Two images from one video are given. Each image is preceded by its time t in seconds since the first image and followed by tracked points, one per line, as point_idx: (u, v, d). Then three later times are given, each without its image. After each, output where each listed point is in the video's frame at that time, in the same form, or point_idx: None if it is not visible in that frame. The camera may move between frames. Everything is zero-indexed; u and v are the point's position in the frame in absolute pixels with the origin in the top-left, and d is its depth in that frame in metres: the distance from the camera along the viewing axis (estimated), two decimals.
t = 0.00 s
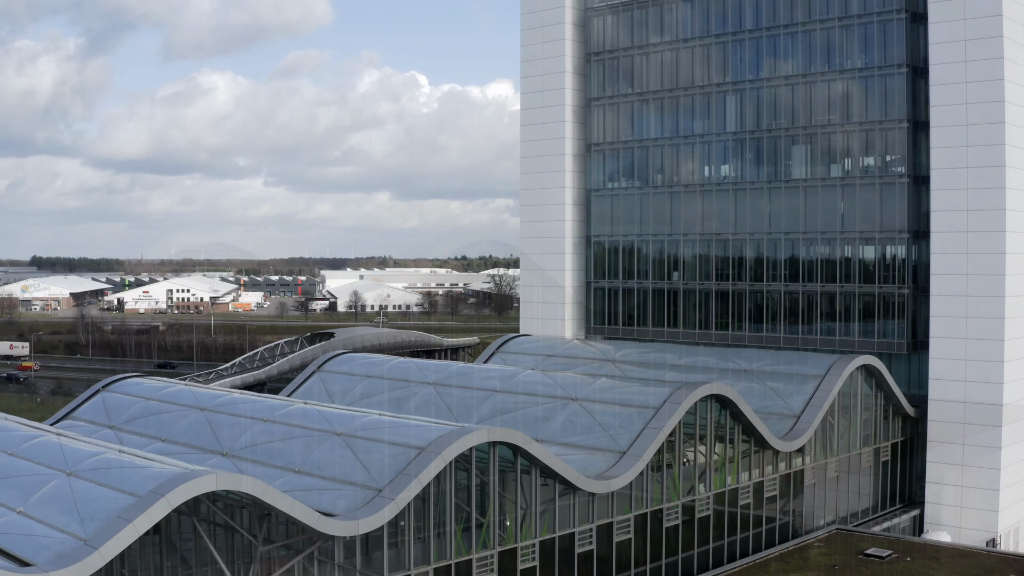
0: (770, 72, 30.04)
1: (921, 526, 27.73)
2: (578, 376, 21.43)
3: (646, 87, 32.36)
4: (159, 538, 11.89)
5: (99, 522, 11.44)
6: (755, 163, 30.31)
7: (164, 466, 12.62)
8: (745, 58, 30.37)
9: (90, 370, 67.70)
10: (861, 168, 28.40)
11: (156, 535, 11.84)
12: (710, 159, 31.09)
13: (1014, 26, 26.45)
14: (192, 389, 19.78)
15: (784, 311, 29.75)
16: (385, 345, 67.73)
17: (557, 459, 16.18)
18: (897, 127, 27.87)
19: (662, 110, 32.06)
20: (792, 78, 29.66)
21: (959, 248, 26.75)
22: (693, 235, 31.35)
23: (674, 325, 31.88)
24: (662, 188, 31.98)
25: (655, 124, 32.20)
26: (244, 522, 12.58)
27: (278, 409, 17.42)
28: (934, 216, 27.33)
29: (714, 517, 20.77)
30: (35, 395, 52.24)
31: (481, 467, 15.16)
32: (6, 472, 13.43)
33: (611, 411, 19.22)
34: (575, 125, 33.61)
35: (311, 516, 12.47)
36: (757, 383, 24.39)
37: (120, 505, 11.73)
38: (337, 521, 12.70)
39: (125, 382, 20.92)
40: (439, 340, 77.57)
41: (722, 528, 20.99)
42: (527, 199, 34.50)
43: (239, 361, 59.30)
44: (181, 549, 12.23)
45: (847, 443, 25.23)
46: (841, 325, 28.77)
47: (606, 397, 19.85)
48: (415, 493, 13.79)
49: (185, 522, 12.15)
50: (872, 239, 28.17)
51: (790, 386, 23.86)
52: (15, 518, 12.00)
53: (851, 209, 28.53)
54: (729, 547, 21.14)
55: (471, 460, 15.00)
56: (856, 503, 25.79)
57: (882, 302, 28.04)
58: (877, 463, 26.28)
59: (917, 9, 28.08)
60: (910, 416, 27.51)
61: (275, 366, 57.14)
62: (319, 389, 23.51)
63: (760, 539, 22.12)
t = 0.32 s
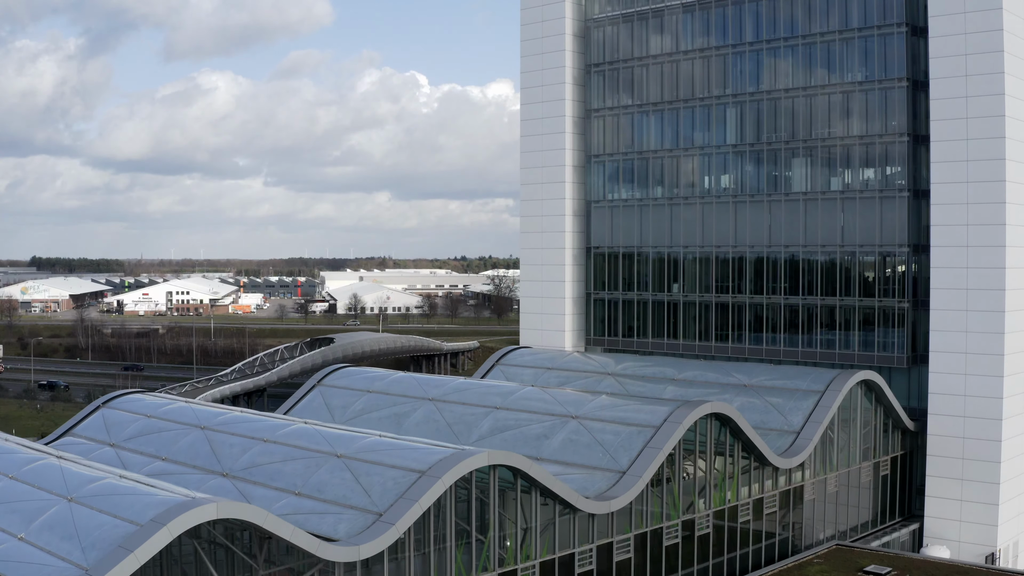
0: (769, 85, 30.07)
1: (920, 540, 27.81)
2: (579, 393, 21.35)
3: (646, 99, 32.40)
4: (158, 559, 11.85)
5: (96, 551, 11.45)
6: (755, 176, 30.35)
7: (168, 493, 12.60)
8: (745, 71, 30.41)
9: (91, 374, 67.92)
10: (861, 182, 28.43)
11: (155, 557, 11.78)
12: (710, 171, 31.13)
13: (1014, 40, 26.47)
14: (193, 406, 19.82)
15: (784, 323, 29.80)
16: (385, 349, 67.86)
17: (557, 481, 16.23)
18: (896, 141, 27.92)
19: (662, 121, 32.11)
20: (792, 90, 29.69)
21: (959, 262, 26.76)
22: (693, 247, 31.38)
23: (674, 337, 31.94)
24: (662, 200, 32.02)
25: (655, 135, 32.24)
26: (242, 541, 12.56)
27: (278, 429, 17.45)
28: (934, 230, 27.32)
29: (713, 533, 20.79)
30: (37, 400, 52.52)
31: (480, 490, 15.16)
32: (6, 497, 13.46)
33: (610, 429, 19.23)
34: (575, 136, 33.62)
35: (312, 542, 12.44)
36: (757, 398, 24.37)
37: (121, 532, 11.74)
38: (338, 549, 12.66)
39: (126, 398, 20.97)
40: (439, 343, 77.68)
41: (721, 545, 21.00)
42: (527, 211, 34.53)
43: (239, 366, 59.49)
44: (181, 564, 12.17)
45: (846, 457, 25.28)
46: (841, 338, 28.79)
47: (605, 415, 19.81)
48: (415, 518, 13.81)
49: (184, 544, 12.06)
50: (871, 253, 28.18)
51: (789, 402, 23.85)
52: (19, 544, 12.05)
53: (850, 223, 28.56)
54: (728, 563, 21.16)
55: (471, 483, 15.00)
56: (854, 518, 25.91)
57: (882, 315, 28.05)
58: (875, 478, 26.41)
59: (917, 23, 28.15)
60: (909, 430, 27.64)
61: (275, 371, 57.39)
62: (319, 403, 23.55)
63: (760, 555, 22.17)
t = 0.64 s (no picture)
0: (769, 97, 30.09)
1: (921, 552, 27.86)
2: (578, 409, 21.36)
3: (647, 110, 32.44)
4: None
5: None
6: (755, 188, 30.37)
7: (169, 519, 12.63)
8: (745, 82, 30.44)
9: (91, 378, 67.88)
10: (861, 194, 28.44)
11: None
12: (710, 183, 31.16)
13: (1014, 53, 26.48)
14: (192, 422, 19.85)
15: (784, 335, 29.82)
16: (385, 354, 67.91)
17: (557, 501, 16.21)
18: (897, 154, 27.93)
19: (662, 131, 32.14)
20: (792, 102, 29.71)
21: (959, 275, 26.79)
22: (692, 257, 31.41)
23: (673, 348, 31.99)
24: (662, 211, 32.04)
25: (655, 146, 32.27)
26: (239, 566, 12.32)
27: (278, 447, 17.49)
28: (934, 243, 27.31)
29: (713, 550, 20.81)
30: (36, 406, 52.52)
31: (481, 510, 15.16)
32: (7, 520, 13.46)
33: (610, 446, 19.24)
34: (575, 147, 33.67)
35: (311, 566, 12.50)
36: (756, 412, 24.38)
37: (121, 557, 11.74)
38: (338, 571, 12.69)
39: (126, 413, 21.00)
40: (439, 347, 77.75)
41: (721, 561, 21.02)
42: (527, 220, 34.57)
43: (239, 371, 59.51)
44: None
45: (846, 470, 25.31)
46: (840, 350, 28.82)
47: (604, 431, 19.82)
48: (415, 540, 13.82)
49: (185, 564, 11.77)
50: (871, 266, 28.19)
51: (789, 416, 23.86)
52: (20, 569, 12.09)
53: (850, 236, 28.57)
54: None
55: (471, 503, 15.00)
56: (853, 531, 25.96)
57: (882, 328, 28.05)
58: (875, 491, 26.45)
59: (917, 36, 28.17)
60: (908, 443, 27.68)
61: (275, 376, 57.47)
62: (319, 417, 23.58)
63: (760, 570, 22.19)
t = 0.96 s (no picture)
0: (769, 108, 30.12)
1: (920, 565, 27.89)
2: (578, 424, 21.38)
3: (646, 120, 32.48)
4: None
5: None
6: (755, 199, 30.38)
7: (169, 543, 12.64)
8: (745, 93, 30.48)
9: (91, 383, 67.95)
10: (861, 206, 28.45)
11: None
12: (709, 194, 31.19)
13: (1014, 66, 26.51)
14: (192, 438, 19.88)
15: (783, 346, 29.85)
16: (384, 358, 67.94)
17: (557, 521, 16.19)
18: (897, 166, 27.94)
19: (662, 143, 32.17)
20: (792, 114, 29.73)
21: (958, 287, 26.81)
22: (693, 268, 31.43)
23: (673, 358, 32.03)
24: (661, 221, 32.07)
25: (655, 157, 32.30)
26: None
27: (278, 465, 17.49)
28: (934, 256, 27.28)
29: (712, 566, 20.83)
30: (36, 411, 52.54)
31: (480, 530, 15.15)
32: (8, 542, 13.47)
33: (610, 463, 19.25)
34: (575, 157, 33.73)
35: None
36: (756, 426, 24.40)
37: None
38: None
39: (126, 428, 21.04)
40: (439, 351, 77.89)
41: None
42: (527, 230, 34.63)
43: (239, 376, 59.55)
44: None
45: (845, 484, 25.33)
46: (840, 363, 28.84)
47: (604, 447, 19.83)
48: (415, 563, 13.81)
49: None
50: (871, 278, 28.22)
51: (788, 430, 23.86)
52: None
53: (850, 248, 28.59)
54: None
55: (471, 524, 14.98)
56: (852, 544, 26.00)
57: (881, 340, 28.06)
58: (874, 504, 26.49)
59: (917, 48, 28.21)
60: (907, 456, 27.71)
61: (275, 382, 57.51)
62: (318, 430, 23.60)
63: None
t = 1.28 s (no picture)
0: (768, 120, 30.13)
1: None
2: (578, 439, 21.39)
3: (646, 131, 32.53)
4: None
5: None
6: (754, 211, 30.40)
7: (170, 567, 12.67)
8: (744, 104, 30.52)
9: (90, 387, 67.94)
10: (861, 219, 28.46)
11: None
12: (709, 205, 31.21)
13: (1014, 79, 26.45)
14: (193, 454, 19.90)
15: (783, 358, 29.89)
16: (384, 363, 67.95)
17: (557, 540, 16.18)
18: (897, 179, 27.94)
19: (661, 154, 32.22)
20: (792, 126, 29.73)
21: (958, 301, 26.82)
22: (692, 280, 31.46)
23: (673, 369, 32.09)
24: (661, 232, 32.11)
25: (655, 169, 32.34)
26: None
27: (278, 484, 17.51)
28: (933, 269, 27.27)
29: None
30: (35, 418, 52.57)
31: (479, 551, 15.14)
32: (9, 564, 13.50)
33: (610, 479, 19.25)
34: (575, 168, 33.80)
35: None
36: (755, 439, 24.42)
37: None
38: None
39: (126, 443, 21.06)
40: (439, 356, 77.93)
41: None
42: (527, 240, 34.69)
43: (239, 381, 59.58)
44: None
45: (844, 498, 25.35)
46: (839, 376, 28.86)
47: (604, 464, 19.84)
48: None
49: None
50: (870, 291, 28.23)
51: (787, 444, 23.87)
52: None
53: (849, 260, 28.62)
54: None
55: (470, 545, 14.98)
56: (852, 558, 26.03)
57: (881, 353, 28.06)
58: (873, 517, 26.53)
59: (917, 60, 28.23)
60: (906, 468, 27.73)
61: (275, 388, 57.54)
62: (318, 444, 23.62)
63: None
